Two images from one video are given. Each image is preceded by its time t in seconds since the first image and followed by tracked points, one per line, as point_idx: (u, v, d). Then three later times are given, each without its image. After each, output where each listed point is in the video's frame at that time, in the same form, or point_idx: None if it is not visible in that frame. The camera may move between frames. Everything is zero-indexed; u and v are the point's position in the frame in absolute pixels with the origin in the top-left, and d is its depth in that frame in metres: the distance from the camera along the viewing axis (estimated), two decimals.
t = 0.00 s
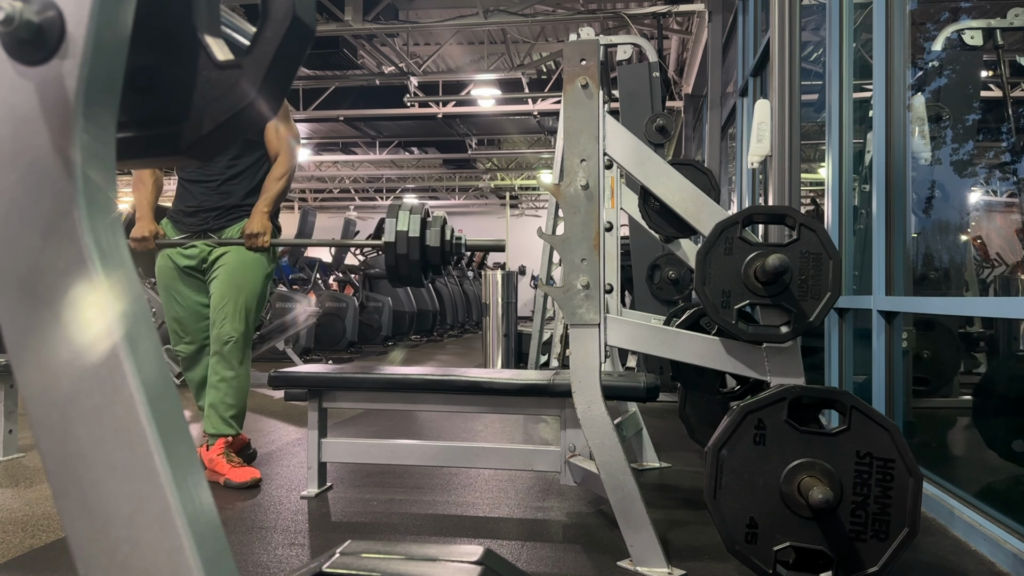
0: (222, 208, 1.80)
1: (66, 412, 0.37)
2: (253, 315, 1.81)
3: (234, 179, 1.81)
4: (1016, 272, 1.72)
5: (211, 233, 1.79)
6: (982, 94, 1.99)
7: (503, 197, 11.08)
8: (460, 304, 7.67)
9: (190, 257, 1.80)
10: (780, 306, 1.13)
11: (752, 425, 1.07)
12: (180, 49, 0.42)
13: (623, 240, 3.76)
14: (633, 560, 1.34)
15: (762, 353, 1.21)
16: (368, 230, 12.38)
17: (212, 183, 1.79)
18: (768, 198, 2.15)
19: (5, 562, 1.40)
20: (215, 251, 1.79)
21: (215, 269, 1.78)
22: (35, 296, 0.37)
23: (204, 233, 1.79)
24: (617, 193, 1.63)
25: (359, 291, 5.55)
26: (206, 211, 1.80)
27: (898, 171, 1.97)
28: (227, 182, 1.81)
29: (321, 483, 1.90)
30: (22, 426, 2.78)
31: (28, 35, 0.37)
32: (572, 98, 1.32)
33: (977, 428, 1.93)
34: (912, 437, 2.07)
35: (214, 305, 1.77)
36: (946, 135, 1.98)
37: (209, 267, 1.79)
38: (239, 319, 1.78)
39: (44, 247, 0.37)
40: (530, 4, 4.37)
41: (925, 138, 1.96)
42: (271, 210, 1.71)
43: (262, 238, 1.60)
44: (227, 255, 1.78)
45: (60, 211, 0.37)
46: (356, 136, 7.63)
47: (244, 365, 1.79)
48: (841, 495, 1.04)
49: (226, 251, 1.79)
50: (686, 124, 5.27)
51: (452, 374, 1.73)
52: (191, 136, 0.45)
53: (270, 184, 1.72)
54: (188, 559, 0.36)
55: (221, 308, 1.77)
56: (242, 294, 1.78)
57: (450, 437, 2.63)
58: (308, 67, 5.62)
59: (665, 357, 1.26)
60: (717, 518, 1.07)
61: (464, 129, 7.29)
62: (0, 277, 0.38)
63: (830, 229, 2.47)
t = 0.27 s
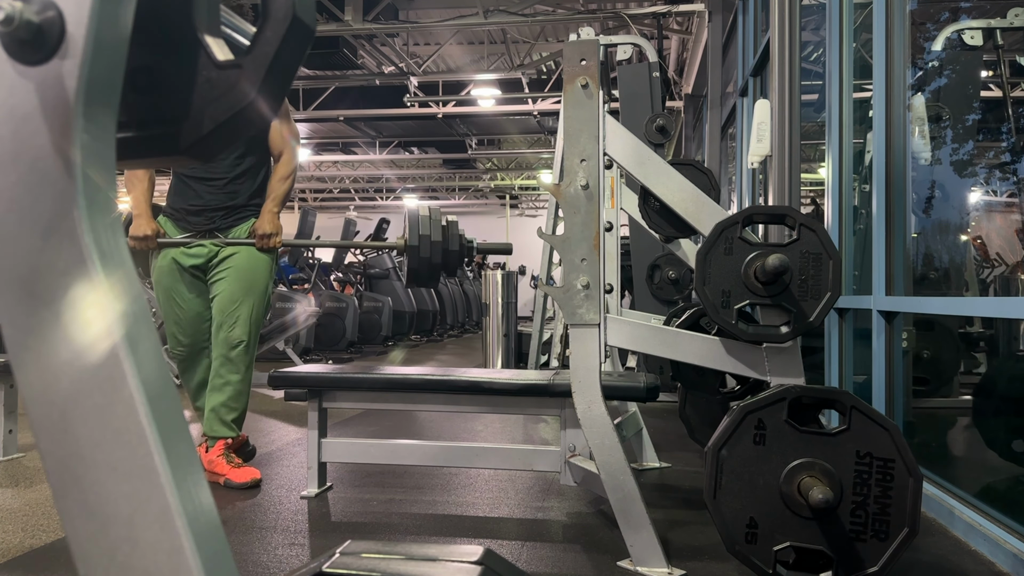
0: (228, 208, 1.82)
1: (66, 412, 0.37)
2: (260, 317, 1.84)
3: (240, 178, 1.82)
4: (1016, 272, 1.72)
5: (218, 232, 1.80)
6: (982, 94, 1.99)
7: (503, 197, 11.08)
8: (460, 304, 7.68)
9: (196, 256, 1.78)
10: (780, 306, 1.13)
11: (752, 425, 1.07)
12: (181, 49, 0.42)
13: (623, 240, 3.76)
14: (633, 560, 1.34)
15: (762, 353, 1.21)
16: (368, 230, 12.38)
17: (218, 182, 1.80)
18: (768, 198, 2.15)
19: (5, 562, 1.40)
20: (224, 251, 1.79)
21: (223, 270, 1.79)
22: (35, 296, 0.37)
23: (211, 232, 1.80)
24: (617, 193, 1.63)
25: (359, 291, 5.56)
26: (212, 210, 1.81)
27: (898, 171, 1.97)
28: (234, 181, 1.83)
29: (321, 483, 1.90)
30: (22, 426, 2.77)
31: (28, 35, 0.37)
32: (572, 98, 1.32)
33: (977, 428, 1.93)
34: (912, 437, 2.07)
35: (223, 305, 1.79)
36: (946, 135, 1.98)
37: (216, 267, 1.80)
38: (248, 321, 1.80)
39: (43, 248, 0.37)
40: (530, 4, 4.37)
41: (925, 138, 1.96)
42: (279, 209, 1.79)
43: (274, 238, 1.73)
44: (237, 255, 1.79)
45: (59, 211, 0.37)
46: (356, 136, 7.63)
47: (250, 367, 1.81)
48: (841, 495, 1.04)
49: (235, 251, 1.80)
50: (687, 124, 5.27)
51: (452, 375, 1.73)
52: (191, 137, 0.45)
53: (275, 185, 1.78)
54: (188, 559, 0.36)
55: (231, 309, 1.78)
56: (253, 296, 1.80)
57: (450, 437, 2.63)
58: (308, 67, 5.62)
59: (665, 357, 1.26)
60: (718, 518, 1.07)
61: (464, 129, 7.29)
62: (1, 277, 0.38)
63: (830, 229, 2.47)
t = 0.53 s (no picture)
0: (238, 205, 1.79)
1: (66, 412, 0.37)
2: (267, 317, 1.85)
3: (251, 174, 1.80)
4: (1016, 272, 1.72)
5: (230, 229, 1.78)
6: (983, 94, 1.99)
7: (503, 197, 11.08)
8: (460, 304, 7.68)
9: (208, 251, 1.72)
10: (780, 306, 1.13)
11: (752, 425, 1.07)
12: (182, 50, 0.42)
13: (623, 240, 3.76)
14: (633, 560, 1.34)
15: (762, 353, 1.21)
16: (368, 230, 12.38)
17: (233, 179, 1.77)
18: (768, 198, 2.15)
19: (5, 562, 1.40)
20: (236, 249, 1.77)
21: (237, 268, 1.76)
22: (35, 296, 0.37)
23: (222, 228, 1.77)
24: (617, 193, 1.63)
25: (359, 291, 5.56)
26: (224, 206, 1.77)
27: (898, 172, 1.97)
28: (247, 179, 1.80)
29: (321, 484, 1.90)
30: (22, 426, 2.77)
31: (28, 35, 0.37)
32: (572, 98, 1.32)
33: (977, 428, 1.93)
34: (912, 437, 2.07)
35: (232, 303, 1.76)
36: (946, 135, 1.98)
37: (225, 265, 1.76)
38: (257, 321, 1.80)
39: (43, 247, 0.37)
40: (530, 4, 4.36)
41: (925, 138, 1.96)
42: (288, 207, 1.80)
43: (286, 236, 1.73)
44: (249, 253, 1.78)
45: (59, 210, 0.37)
46: (356, 136, 7.62)
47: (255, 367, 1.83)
48: (841, 495, 1.04)
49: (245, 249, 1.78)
50: (686, 124, 5.28)
51: (452, 375, 1.73)
52: (191, 137, 0.45)
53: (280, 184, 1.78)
54: (188, 559, 0.36)
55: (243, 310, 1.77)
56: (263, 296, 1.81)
57: (450, 437, 2.63)
58: (308, 66, 5.62)
59: (665, 357, 1.26)
60: (717, 518, 1.07)
61: (464, 129, 7.29)
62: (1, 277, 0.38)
63: (830, 229, 2.47)
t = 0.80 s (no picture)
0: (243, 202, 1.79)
1: (66, 412, 0.37)
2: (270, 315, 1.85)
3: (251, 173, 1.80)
4: (1016, 272, 1.71)
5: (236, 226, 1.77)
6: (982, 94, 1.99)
7: (503, 197, 11.08)
8: (460, 304, 7.68)
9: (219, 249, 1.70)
10: (780, 306, 1.13)
11: (752, 425, 1.07)
12: (181, 50, 0.42)
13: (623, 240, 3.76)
14: (633, 560, 1.34)
15: (762, 353, 1.21)
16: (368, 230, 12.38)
17: (235, 176, 1.77)
18: (768, 198, 2.15)
19: (5, 562, 1.40)
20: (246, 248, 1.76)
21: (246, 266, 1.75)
22: (35, 297, 0.37)
23: (227, 225, 1.76)
24: (617, 193, 1.64)
25: (359, 291, 5.56)
26: (230, 202, 1.77)
27: (898, 172, 1.97)
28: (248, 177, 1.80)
29: (321, 484, 1.90)
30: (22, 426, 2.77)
31: (28, 35, 0.37)
32: (572, 98, 1.32)
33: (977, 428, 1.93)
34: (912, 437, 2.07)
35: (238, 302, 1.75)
36: (946, 135, 1.98)
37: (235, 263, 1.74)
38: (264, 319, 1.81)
39: (43, 248, 0.37)
40: (530, 4, 4.37)
41: (925, 138, 1.96)
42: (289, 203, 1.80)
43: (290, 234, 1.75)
44: (257, 253, 1.78)
45: (59, 211, 0.37)
46: (356, 136, 7.62)
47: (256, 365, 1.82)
48: (841, 495, 1.04)
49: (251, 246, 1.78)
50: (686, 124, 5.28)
51: (452, 375, 1.73)
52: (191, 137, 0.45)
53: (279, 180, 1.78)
54: (188, 559, 0.36)
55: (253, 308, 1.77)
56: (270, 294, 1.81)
57: (450, 437, 2.63)
58: (308, 66, 5.62)
59: (665, 357, 1.26)
60: (718, 518, 1.07)
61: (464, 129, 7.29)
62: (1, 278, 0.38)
63: (830, 229, 2.47)
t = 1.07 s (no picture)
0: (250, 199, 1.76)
1: (66, 412, 0.37)
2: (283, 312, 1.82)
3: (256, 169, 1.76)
4: (1016, 272, 1.69)
5: (242, 223, 1.72)
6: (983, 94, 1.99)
7: (503, 197, 11.08)
8: (460, 304, 7.68)
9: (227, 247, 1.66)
10: (780, 306, 1.13)
11: (752, 425, 1.07)
12: (180, 48, 0.42)
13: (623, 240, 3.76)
14: (633, 560, 1.34)
15: (762, 353, 1.21)
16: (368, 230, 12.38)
17: (244, 172, 1.73)
18: (768, 198, 2.15)
19: (4, 562, 1.40)
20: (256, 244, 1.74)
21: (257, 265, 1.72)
22: (34, 297, 0.37)
23: (234, 222, 1.72)
24: (617, 193, 1.64)
25: (359, 291, 5.56)
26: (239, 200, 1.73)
27: (898, 172, 1.97)
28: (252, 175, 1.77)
29: (322, 484, 1.90)
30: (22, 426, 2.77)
31: (28, 34, 0.37)
32: (572, 98, 1.32)
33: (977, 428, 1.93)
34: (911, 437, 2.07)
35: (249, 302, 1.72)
36: (946, 135, 1.98)
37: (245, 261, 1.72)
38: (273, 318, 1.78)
39: (43, 248, 0.37)
40: (530, 4, 4.36)
41: (925, 138, 1.96)
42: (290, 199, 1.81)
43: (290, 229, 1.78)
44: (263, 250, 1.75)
45: (59, 211, 0.37)
46: (356, 136, 7.65)
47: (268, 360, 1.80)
48: (841, 495, 1.04)
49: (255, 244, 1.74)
50: (686, 124, 5.28)
51: (452, 374, 1.73)
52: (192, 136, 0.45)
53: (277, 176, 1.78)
54: (188, 559, 0.36)
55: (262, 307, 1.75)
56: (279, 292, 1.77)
57: (450, 437, 2.63)
58: (308, 67, 5.62)
59: (665, 356, 1.26)
60: (717, 518, 1.07)
61: (464, 129, 7.29)
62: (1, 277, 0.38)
63: (830, 229, 2.47)
